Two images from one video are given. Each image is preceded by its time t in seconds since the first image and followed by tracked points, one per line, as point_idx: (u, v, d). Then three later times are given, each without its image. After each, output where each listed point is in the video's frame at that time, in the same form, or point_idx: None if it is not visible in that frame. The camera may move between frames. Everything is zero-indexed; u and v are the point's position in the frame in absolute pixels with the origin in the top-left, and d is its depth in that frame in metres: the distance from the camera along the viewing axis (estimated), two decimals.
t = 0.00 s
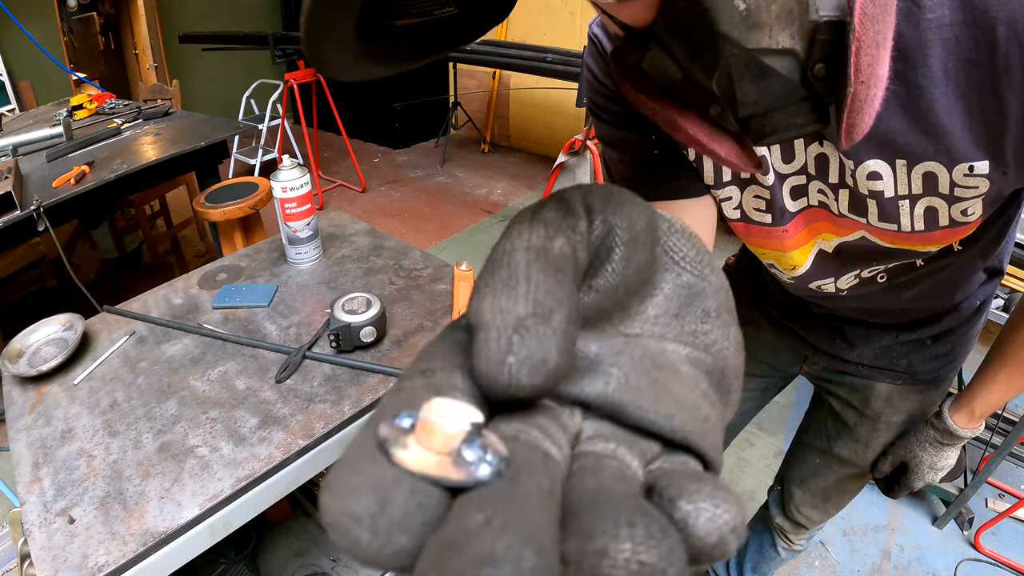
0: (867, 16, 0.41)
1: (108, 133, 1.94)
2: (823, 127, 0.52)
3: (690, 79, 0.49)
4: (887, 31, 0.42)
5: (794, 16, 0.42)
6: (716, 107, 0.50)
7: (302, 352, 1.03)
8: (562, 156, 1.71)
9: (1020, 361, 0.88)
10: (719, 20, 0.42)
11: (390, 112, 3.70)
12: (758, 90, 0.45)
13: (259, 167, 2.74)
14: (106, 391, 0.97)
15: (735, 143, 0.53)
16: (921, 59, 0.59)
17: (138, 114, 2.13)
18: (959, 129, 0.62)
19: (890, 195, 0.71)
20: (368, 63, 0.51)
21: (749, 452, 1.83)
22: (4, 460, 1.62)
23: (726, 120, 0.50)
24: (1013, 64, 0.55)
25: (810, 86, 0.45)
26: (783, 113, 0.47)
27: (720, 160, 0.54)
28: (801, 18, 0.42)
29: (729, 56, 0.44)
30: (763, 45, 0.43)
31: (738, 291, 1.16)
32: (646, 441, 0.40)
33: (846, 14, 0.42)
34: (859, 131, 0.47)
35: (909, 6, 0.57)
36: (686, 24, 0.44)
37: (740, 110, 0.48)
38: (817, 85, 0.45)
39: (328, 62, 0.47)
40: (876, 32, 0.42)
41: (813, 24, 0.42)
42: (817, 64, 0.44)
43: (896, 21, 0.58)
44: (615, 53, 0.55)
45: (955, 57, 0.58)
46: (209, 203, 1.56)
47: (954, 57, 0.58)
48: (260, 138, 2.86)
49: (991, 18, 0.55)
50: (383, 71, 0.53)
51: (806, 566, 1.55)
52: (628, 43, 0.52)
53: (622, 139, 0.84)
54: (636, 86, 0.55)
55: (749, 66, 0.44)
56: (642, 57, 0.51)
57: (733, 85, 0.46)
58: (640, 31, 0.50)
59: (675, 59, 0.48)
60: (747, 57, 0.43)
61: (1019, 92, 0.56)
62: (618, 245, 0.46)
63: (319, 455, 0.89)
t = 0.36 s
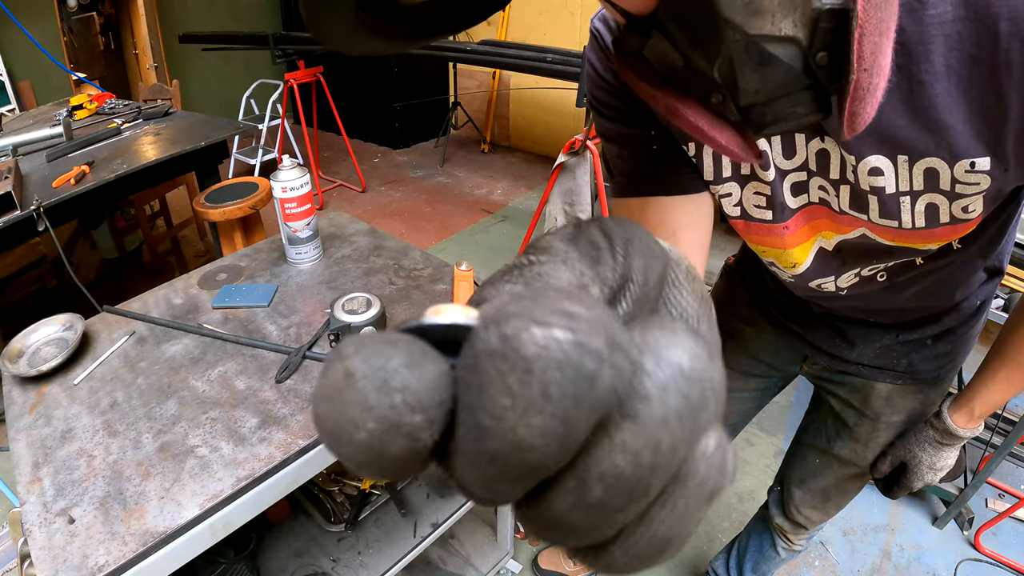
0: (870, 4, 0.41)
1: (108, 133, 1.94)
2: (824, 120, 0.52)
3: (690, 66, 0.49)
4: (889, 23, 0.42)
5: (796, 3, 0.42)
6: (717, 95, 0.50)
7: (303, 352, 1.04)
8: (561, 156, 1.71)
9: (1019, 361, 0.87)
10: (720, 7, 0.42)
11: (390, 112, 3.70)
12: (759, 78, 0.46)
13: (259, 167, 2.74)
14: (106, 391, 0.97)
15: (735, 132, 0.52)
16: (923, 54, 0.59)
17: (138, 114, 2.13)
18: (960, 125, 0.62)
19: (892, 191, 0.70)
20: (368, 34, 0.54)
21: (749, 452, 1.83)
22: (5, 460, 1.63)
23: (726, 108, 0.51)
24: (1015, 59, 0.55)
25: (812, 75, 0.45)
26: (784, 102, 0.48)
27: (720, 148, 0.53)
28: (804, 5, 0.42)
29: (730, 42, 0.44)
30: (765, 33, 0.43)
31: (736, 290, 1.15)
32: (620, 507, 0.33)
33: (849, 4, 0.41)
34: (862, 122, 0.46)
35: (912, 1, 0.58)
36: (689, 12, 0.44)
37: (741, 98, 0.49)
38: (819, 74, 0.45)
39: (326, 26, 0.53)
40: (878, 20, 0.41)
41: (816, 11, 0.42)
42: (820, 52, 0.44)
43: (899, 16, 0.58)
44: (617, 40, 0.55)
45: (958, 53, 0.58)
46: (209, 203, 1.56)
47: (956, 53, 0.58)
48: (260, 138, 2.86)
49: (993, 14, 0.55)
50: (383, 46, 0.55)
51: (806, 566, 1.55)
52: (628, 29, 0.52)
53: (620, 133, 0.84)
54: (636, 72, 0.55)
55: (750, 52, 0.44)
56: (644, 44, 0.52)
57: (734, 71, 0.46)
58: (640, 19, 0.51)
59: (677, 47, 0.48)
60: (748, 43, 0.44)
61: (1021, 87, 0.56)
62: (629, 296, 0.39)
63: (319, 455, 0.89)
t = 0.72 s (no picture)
0: (877, 16, 0.41)
1: (108, 133, 1.94)
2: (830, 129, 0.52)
3: (698, 78, 0.49)
4: (895, 32, 0.42)
5: (803, 15, 0.42)
6: (725, 107, 0.50)
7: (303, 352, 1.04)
8: (561, 156, 1.70)
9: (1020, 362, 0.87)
10: (728, 20, 0.42)
11: (390, 112, 3.69)
12: (767, 90, 0.46)
13: (259, 167, 2.74)
14: (106, 391, 0.97)
15: (743, 143, 0.53)
16: (927, 58, 0.59)
17: (138, 114, 2.13)
18: (964, 128, 0.62)
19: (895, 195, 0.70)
20: (375, 64, 0.51)
21: (749, 452, 1.83)
22: (5, 460, 1.63)
23: (735, 120, 0.51)
24: (1018, 63, 0.55)
25: (820, 86, 0.45)
26: (790, 114, 0.48)
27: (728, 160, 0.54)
28: (810, 16, 0.42)
29: (738, 55, 0.44)
30: (772, 45, 0.43)
31: (736, 291, 1.15)
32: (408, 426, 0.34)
33: (857, 13, 0.41)
34: (869, 132, 0.47)
35: (917, 5, 0.57)
36: (698, 25, 0.45)
37: (749, 110, 0.48)
38: (826, 85, 0.45)
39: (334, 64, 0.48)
40: (885, 32, 0.42)
41: (823, 23, 0.42)
42: (827, 64, 0.43)
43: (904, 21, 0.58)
44: (623, 51, 0.55)
45: (961, 57, 0.58)
46: (209, 203, 1.56)
47: (960, 57, 0.58)
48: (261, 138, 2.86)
49: (997, 18, 0.55)
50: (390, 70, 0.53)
51: (807, 566, 1.55)
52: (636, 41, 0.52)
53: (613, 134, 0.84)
54: (643, 86, 0.55)
55: (758, 65, 0.44)
56: (651, 56, 0.51)
57: (742, 83, 0.46)
58: (646, 31, 0.50)
59: (684, 59, 0.48)
60: (756, 57, 0.44)
61: None
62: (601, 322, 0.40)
63: (318, 455, 0.89)
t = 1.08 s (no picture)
0: (872, 17, 0.41)
1: (108, 133, 1.94)
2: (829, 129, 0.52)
3: (695, 81, 0.49)
4: (890, 32, 0.43)
5: (799, 17, 0.42)
6: (722, 110, 0.50)
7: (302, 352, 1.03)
8: (562, 156, 1.69)
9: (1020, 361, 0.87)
10: (722, 23, 0.43)
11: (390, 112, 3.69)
12: (764, 92, 0.46)
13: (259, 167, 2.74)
14: (106, 391, 0.97)
15: (741, 146, 0.53)
16: (927, 59, 0.59)
17: (138, 114, 2.13)
18: (964, 129, 0.62)
19: (895, 196, 0.70)
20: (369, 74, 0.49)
21: (749, 452, 1.83)
22: (5, 459, 1.63)
23: (732, 122, 0.51)
24: (1018, 64, 0.55)
25: (817, 87, 0.45)
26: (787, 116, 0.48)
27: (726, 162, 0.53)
28: (806, 18, 0.42)
29: (734, 58, 0.44)
30: (768, 48, 0.43)
31: (736, 291, 1.15)
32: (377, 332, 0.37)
33: (851, 14, 0.42)
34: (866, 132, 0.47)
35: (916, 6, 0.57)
36: (693, 28, 0.45)
37: (747, 112, 0.49)
38: (823, 86, 0.45)
39: (332, 71, 0.46)
40: (881, 33, 0.42)
41: (819, 25, 0.42)
42: (823, 65, 0.44)
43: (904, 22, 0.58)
44: (621, 56, 0.54)
45: (961, 58, 0.58)
46: (209, 203, 1.56)
47: (960, 58, 0.58)
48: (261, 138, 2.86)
49: (996, 19, 0.55)
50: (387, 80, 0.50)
51: (807, 566, 1.55)
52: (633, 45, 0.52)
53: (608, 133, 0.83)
54: (640, 89, 0.54)
55: (754, 68, 0.45)
56: (648, 60, 0.51)
57: (738, 86, 0.46)
58: (645, 34, 0.50)
59: (680, 61, 0.48)
60: (752, 59, 0.44)
61: None
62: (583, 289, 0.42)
63: (318, 455, 0.89)
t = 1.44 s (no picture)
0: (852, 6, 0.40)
1: (108, 133, 1.94)
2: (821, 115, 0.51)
3: (685, 64, 0.49)
4: (878, 20, 0.42)
5: (782, 5, 0.41)
6: (710, 92, 0.50)
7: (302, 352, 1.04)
8: (561, 156, 1.71)
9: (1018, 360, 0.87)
10: (708, 11, 0.43)
11: (390, 112, 3.69)
12: (750, 77, 0.46)
13: (260, 167, 2.74)
14: (106, 391, 0.97)
15: (730, 129, 0.53)
16: (925, 50, 0.58)
17: (138, 114, 2.13)
18: (962, 120, 0.61)
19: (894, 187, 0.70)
20: (370, 53, 0.55)
21: (749, 452, 1.83)
22: (5, 460, 1.63)
23: (721, 104, 0.51)
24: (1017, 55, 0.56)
25: (801, 73, 0.45)
26: (774, 99, 0.47)
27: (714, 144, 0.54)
28: (789, 7, 0.41)
29: (719, 44, 0.45)
30: (752, 34, 0.43)
31: (736, 291, 1.15)
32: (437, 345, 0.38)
33: (834, 4, 0.40)
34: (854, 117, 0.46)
35: None
36: (680, 13, 0.45)
37: (735, 96, 0.49)
38: (808, 73, 0.44)
39: (330, 50, 0.54)
40: (862, 21, 0.41)
41: (801, 13, 0.41)
42: (807, 52, 0.43)
43: (902, 12, 0.57)
44: (617, 41, 0.56)
45: (959, 49, 0.58)
46: (209, 203, 1.56)
47: (958, 48, 0.58)
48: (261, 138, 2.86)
49: (994, 10, 0.55)
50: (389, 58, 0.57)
51: (807, 566, 1.55)
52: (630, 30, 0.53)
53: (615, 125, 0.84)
54: (636, 74, 0.55)
55: (739, 54, 0.44)
56: (642, 44, 0.52)
57: (725, 71, 0.46)
58: (639, 20, 0.51)
59: (672, 45, 0.49)
60: (735, 45, 0.44)
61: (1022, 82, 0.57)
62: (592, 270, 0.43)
63: (318, 456, 0.89)
